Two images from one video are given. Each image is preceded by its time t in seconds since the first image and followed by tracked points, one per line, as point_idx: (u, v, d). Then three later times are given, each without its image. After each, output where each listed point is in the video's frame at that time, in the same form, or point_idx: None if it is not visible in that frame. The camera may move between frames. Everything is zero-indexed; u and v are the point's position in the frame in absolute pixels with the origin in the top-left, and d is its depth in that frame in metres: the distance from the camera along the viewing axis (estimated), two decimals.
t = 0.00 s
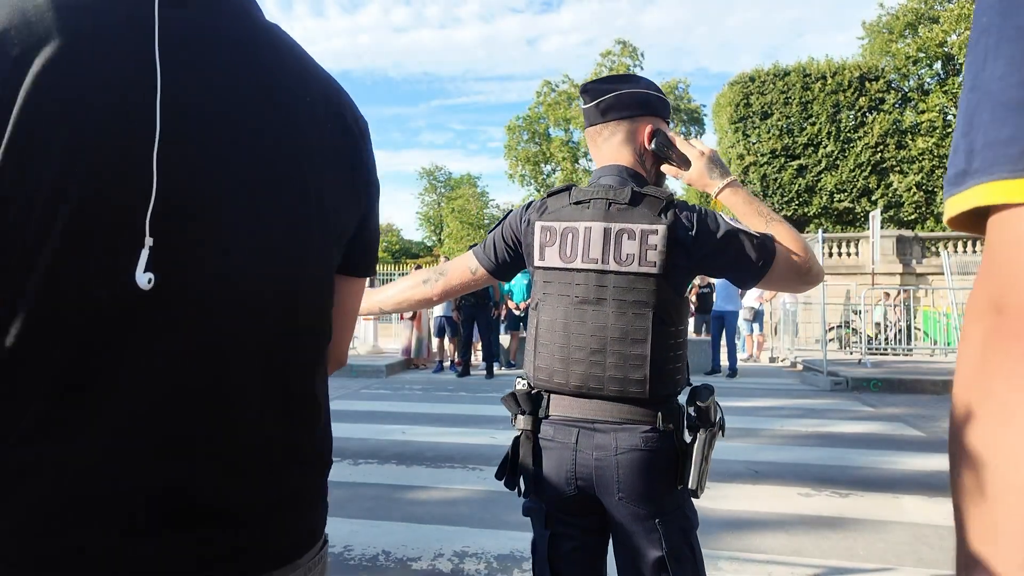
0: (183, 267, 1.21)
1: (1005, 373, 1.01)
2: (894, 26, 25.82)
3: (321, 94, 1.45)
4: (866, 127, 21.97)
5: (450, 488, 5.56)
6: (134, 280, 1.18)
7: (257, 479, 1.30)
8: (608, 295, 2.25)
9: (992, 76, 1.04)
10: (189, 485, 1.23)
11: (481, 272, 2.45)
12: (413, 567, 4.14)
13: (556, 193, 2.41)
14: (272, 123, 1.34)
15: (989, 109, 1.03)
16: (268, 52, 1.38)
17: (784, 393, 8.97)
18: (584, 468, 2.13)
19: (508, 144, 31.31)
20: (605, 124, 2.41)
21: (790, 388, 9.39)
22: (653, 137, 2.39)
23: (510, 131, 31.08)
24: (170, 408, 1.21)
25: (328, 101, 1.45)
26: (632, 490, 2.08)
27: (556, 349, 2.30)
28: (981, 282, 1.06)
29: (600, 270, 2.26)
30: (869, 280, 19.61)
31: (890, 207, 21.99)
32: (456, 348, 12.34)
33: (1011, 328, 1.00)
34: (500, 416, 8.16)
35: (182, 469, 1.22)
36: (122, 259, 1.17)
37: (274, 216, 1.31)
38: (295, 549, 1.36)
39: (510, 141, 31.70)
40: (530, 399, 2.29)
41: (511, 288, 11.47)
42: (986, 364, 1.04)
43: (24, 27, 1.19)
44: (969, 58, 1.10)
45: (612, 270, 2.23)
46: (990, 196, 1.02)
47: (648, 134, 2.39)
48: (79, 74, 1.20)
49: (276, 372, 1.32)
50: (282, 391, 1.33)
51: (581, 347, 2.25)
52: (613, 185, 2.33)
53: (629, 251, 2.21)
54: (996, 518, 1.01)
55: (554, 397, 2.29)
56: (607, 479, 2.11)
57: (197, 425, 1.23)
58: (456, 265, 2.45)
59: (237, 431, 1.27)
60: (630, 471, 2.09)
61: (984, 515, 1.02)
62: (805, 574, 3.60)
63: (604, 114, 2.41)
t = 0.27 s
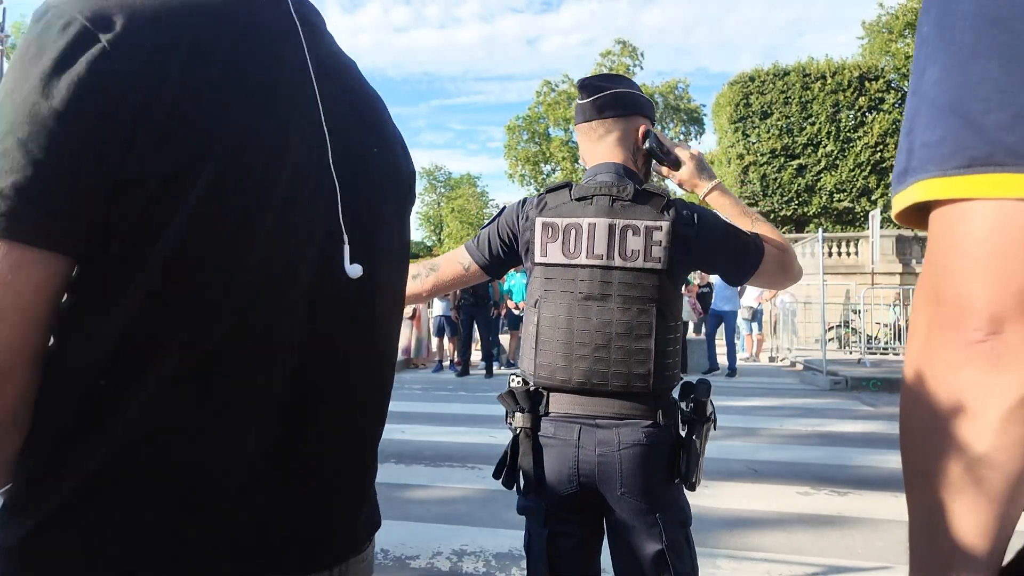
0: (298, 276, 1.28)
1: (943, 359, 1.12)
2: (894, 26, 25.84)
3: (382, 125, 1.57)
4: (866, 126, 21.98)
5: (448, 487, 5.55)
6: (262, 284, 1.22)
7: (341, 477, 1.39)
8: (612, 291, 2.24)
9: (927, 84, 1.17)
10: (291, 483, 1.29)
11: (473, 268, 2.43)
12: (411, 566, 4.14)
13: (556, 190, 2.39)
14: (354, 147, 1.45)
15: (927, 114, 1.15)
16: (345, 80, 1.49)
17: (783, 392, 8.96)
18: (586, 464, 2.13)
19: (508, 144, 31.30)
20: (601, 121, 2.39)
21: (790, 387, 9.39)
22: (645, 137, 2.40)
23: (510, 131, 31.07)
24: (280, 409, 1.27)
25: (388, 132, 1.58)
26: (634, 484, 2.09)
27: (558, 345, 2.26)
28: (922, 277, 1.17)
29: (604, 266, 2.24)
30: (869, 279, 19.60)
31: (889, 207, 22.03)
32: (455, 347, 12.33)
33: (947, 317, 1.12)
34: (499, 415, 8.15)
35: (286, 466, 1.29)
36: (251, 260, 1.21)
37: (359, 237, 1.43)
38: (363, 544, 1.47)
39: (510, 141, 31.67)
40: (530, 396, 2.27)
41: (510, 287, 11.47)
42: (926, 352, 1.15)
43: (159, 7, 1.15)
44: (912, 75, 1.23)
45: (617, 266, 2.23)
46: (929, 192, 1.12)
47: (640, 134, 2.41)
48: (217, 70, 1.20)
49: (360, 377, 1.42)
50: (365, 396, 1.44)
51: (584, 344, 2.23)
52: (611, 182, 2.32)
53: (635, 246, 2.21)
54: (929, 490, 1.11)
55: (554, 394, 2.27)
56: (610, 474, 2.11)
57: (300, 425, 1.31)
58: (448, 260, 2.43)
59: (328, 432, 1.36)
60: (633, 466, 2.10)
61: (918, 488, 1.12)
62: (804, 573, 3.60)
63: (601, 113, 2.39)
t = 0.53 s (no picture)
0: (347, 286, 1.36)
1: (923, 352, 1.13)
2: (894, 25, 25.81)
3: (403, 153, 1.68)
4: (866, 126, 21.94)
5: (446, 486, 5.53)
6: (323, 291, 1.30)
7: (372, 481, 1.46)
8: (618, 290, 2.22)
9: (899, 77, 1.20)
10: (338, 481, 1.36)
11: (466, 264, 2.34)
12: (408, 566, 4.11)
13: (560, 184, 2.31)
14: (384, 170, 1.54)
15: (898, 107, 1.19)
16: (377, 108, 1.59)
17: (783, 392, 8.92)
18: (584, 464, 2.10)
19: (507, 144, 31.26)
20: (616, 117, 2.36)
21: (789, 387, 9.36)
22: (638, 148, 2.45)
23: (510, 130, 31.02)
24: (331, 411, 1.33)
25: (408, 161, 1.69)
26: (630, 483, 2.08)
27: (564, 344, 2.21)
28: (902, 270, 1.18)
29: (612, 265, 2.21)
30: (870, 279, 19.57)
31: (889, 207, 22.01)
32: (453, 347, 12.30)
33: (928, 309, 1.13)
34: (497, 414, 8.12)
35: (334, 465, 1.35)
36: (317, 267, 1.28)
37: (389, 256, 1.53)
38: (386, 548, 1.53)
39: (510, 140, 31.61)
40: (525, 396, 2.21)
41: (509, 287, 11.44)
42: (905, 345, 1.16)
43: (242, 7, 1.20)
44: (883, 72, 1.27)
45: (625, 265, 2.21)
46: (903, 182, 1.14)
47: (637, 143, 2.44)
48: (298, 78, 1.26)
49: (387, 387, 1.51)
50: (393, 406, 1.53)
51: (590, 343, 2.20)
52: (615, 181, 2.29)
53: (643, 246, 2.21)
54: (917, 484, 1.11)
55: (553, 393, 2.22)
56: (607, 473, 2.08)
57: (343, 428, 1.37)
58: (438, 255, 2.33)
59: (362, 436, 1.44)
60: (629, 465, 2.08)
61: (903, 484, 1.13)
62: (802, 572, 3.58)
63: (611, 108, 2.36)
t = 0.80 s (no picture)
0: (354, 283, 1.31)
1: (927, 344, 1.12)
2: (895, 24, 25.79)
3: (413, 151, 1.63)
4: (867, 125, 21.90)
5: (446, 487, 5.50)
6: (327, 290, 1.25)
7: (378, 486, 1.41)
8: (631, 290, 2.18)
9: (903, 67, 1.18)
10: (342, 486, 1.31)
11: (465, 260, 2.26)
12: (408, 566, 4.07)
13: (572, 183, 2.23)
14: (395, 170, 1.49)
15: (901, 96, 1.16)
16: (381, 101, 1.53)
17: (784, 392, 8.89)
18: (592, 464, 2.06)
19: (507, 143, 31.27)
20: (618, 119, 2.39)
21: (790, 387, 9.33)
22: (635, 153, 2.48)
23: (510, 130, 31.02)
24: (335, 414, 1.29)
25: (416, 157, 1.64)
26: (638, 482, 2.06)
27: (578, 346, 2.14)
28: (906, 263, 1.17)
29: (626, 264, 2.17)
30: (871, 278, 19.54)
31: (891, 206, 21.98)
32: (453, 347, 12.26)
33: (930, 302, 1.12)
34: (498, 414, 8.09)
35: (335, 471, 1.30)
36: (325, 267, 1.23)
37: (400, 256, 1.49)
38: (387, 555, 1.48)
39: (510, 140, 31.61)
40: (531, 397, 2.12)
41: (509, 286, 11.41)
42: (908, 337, 1.15)
43: None
44: (886, 63, 1.25)
45: (639, 265, 2.18)
46: (905, 172, 1.13)
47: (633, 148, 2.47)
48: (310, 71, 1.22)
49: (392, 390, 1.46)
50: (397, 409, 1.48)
51: (603, 343, 2.14)
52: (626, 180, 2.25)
53: (655, 246, 2.20)
54: (922, 479, 1.09)
55: (561, 395, 2.15)
56: (614, 473, 2.06)
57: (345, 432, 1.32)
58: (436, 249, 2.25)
59: (368, 441, 1.40)
60: (638, 464, 2.07)
61: (907, 480, 1.11)
62: (804, 574, 3.54)
63: (614, 110, 2.39)
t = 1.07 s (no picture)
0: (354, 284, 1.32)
1: (937, 336, 1.13)
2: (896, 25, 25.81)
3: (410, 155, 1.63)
4: (868, 125, 21.89)
5: (447, 486, 5.50)
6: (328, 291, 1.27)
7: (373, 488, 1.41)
8: (631, 289, 2.19)
9: (908, 66, 1.19)
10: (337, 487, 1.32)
11: (462, 258, 2.28)
12: (409, 566, 4.08)
13: (570, 183, 2.23)
14: (391, 169, 1.50)
15: (908, 94, 1.17)
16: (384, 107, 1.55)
17: (784, 392, 8.88)
18: (592, 462, 2.07)
19: (508, 143, 31.31)
20: (616, 120, 2.39)
21: (791, 387, 9.32)
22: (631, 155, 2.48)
23: (510, 130, 31.07)
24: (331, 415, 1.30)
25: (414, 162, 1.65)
26: (637, 480, 2.07)
27: (579, 344, 2.14)
28: (916, 255, 1.18)
29: (625, 263, 2.18)
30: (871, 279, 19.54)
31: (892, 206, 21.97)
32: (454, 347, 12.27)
33: (940, 294, 1.13)
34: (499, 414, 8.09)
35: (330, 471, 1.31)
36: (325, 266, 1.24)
37: (397, 256, 1.50)
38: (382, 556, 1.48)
39: (511, 139, 31.65)
40: (531, 395, 2.13)
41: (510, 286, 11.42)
42: (918, 330, 1.16)
43: None
44: (891, 62, 1.26)
45: (638, 264, 2.19)
46: (912, 167, 1.14)
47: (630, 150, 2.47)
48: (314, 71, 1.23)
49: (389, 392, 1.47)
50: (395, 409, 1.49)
51: (603, 342, 2.15)
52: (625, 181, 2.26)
53: (655, 246, 2.20)
54: (930, 474, 1.10)
55: (561, 393, 2.16)
56: (614, 471, 2.07)
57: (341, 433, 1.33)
58: (434, 246, 2.27)
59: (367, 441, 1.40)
60: (637, 462, 2.08)
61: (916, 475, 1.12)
62: (805, 573, 3.54)
63: (612, 113, 2.39)
